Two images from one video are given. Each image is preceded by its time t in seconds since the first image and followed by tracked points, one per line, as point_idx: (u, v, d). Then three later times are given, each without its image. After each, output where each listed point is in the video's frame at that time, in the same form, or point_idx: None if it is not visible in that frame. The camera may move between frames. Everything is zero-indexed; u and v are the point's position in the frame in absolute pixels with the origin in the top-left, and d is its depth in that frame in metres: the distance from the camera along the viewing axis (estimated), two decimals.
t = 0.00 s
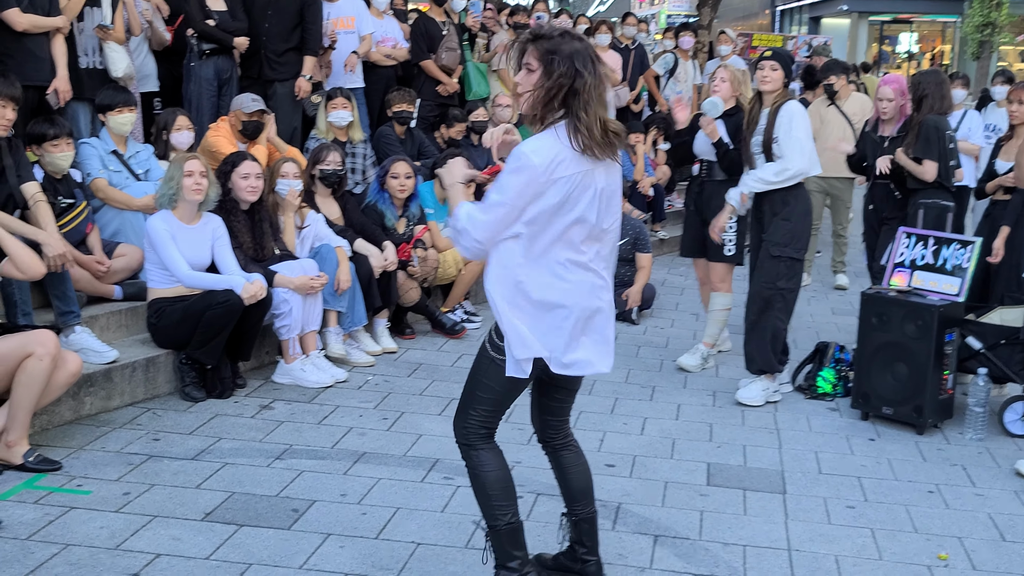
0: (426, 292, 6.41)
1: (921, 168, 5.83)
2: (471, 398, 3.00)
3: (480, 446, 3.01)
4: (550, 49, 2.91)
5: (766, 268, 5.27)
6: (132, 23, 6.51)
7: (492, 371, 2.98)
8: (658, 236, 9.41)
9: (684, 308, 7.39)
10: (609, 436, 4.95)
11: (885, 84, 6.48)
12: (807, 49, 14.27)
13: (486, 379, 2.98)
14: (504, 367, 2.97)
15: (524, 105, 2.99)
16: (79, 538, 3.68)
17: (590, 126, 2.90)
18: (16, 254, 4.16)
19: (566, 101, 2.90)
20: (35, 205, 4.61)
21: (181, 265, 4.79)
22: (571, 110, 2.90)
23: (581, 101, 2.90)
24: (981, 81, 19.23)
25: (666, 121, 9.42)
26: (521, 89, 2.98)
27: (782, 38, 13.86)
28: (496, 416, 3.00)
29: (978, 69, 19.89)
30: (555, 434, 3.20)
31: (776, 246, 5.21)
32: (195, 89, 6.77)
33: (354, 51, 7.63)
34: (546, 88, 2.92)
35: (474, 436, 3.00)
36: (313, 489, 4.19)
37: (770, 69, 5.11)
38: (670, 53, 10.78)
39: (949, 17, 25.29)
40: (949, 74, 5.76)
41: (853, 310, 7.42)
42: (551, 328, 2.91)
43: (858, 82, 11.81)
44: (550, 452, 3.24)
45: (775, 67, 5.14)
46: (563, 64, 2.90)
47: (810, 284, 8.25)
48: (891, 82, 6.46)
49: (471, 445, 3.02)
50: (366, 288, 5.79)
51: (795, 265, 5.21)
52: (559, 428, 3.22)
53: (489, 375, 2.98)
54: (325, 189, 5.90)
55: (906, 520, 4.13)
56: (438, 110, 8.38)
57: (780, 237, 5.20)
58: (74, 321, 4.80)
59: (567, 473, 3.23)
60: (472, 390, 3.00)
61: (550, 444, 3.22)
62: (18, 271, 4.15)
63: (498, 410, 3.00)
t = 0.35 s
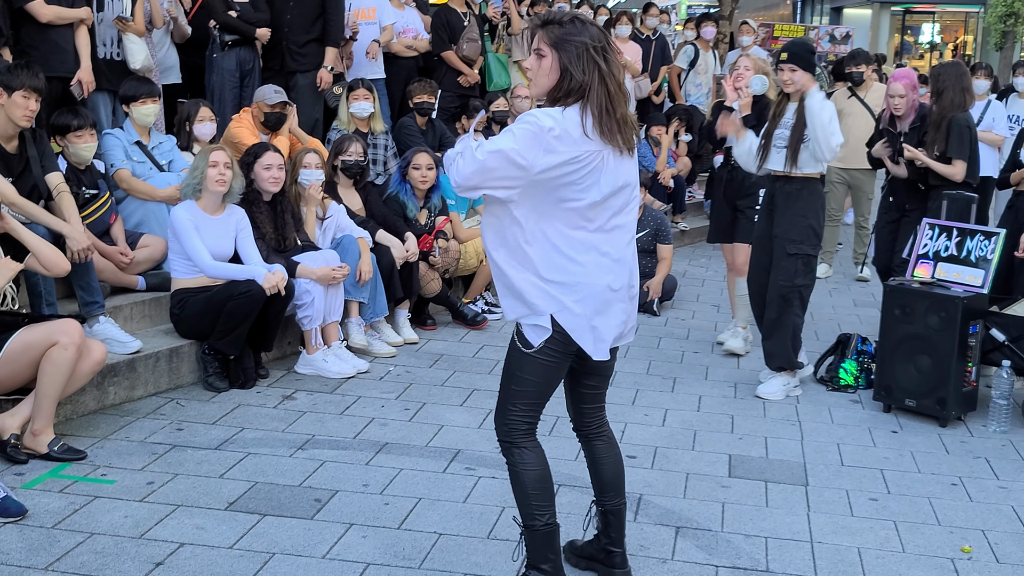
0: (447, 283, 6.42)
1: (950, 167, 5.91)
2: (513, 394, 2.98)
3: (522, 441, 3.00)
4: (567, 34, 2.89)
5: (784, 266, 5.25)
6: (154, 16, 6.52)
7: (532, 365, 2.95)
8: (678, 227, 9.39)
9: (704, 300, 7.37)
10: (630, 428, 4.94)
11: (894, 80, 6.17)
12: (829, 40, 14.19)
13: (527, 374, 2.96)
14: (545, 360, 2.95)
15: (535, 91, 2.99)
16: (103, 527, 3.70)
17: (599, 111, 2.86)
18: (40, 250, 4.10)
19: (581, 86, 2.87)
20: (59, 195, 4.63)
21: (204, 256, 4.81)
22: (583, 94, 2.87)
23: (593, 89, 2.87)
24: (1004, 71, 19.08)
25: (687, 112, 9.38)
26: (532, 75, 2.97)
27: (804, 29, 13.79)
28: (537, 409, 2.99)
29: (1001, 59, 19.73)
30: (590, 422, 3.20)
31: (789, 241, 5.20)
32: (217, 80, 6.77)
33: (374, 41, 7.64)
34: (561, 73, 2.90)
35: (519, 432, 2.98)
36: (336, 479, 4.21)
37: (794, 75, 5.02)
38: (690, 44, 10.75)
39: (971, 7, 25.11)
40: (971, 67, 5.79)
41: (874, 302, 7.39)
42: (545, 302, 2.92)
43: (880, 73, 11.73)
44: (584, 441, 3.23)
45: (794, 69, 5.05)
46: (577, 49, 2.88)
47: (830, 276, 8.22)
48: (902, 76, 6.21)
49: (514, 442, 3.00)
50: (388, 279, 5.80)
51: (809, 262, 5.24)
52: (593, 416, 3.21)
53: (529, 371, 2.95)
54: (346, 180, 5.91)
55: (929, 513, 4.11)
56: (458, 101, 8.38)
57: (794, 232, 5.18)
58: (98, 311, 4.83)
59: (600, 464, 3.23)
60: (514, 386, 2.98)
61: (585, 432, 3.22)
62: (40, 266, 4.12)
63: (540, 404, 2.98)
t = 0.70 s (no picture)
0: (462, 278, 6.42)
1: (973, 162, 5.88)
2: (505, 394, 3.00)
3: (513, 439, 3.01)
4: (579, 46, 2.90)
5: (799, 263, 5.23)
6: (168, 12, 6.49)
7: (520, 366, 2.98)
8: (693, 222, 9.38)
9: (719, 295, 7.36)
10: (645, 422, 4.94)
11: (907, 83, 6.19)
12: (845, 34, 14.14)
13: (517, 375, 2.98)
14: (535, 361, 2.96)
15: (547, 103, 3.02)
16: (120, 520, 3.72)
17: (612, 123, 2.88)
18: (64, 253, 4.21)
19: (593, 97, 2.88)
20: (75, 189, 4.65)
21: (220, 249, 4.82)
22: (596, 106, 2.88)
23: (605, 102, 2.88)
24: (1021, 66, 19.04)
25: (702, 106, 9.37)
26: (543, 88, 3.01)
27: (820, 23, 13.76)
28: (528, 410, 3.00)
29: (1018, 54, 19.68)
30: (586, 417, 3.22)
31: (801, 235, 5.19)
32: (233, 74, 6.79)
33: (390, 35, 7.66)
34: (570, 85, 2.91)
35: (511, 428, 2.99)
36: (351, 472, 4.22)
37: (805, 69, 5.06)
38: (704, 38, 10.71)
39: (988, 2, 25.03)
40: (987, 60, 5.86)
41: (890, 297, 7.36)
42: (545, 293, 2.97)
43: (896, 67, 11.66)
44: (581, 437, 3.25)
45: (809, 63, 5.09)
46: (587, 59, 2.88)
47: (845, 271, 8.19)
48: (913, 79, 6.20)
49: (505, 440, 3.01)
50: (402, 273, 5.82)
51: (828, 258, 5.19)
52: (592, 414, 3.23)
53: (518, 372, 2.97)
54: (361, 174, 5.92)
55: (945, 508, 4.10)
56: (473, 95, 8.38)
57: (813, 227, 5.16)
58: (115, 305, 4.85)
59: (599, 457, 3.23)
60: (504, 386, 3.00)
61: (580, 429, 3.24)
62: (59, 269, 4.24)
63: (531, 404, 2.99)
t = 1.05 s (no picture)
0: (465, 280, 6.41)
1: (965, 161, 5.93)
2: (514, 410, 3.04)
3: (512, 458, 3.03)
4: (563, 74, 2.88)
5: (791, 266, 5.26)
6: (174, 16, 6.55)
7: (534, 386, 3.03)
8: (696, 224, 9.37)
9: (722, 297, 7.36)
10: (648, 424, 4.94)
11: (912, 83, 6.12)
12: (849, 36, 14.14)
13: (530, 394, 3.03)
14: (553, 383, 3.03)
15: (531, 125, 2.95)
16: (123, 521, 3.72)
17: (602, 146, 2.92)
18: (71, 244, 4.24)
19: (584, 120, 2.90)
20: (79, 191, 4.65)
21: (226, 249, 4.82)
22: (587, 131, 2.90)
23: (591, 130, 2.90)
24: None
25: (706, 108, 9.37)
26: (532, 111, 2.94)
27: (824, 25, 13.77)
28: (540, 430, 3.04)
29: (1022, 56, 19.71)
30: (597, 415, 3.50)
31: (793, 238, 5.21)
32: (237, 76, 6.80)
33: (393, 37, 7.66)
34: (568, 116, 2.90)
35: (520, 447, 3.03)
36: (354, 474, 4.22)
37: (796, 62, 5.01)
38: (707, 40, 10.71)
39: (992, 4, 25.03)
40: (994, 61, 5.74)
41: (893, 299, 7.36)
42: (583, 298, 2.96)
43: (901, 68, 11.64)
44: (596, 429, 3.54)
45: (799, 56, 5.04)
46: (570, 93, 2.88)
47: (849, 272, 8.18)
48: (920, 80, 6.11)
49: (502, 457, 3.04)
50: (406, 275, 5.82)
51: (819, 260, 5.21)
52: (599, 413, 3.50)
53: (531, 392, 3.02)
54: (365, 176, 5.92)
55: (948, 511, 4.10)
56: (477, 97, 8.38)
57: (807, 228, 5.18)
58: (119, 306, 4.85)
59: (621, 438, 3.59)
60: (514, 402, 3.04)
61: (593, 424, 3.52)
62: (67, 259, 4.26)
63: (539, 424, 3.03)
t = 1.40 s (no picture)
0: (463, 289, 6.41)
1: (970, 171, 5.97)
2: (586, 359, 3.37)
3: (590, 406, 3.36)
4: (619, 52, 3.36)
5: (760, 271, 5.19)
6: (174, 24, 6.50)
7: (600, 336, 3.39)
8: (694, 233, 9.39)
9: (720, 307, 7.37)
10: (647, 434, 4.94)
11: (916, 83, 5.98)
12: (846, 47, 14.18)
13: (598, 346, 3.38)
14: (615, 330, 3.38)
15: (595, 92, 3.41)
16: (121, 531, 3.72)
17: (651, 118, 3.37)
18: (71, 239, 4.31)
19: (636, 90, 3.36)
20: (78, 201, 4.64)
21: (224, 259, 4.82)
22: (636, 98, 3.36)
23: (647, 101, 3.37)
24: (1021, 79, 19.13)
25: (704, 119, 9.40)
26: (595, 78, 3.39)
27: (821, 36, 13.81)
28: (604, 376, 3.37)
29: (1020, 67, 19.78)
30: (643, 385, 3.72)
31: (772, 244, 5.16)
32: (236, 86, 6.84)
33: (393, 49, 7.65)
34: (624, 84, 3.35)
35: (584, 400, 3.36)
36: (351, 484, 4.22)
37: (766, 75, 5.06)
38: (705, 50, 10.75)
39: (989, 14, 25.13)
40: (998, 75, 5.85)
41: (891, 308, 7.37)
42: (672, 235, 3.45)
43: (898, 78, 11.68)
44: (638, 402, 3.76)
45: (768, 70, 5.10)
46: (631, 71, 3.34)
47: (846, 282, 8.20)
48: (926, 81, 5.99)
49: (581, 405, 3.37)
50: (404, 284, 5.83)
51: (788, 269, 5.15)
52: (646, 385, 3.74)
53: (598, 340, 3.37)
54: (363, 186, 5.93)
55: (946, 521, 4.10)
56: (476, 107, 8.40)
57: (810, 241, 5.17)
58: (117, 316, 4.85)
59: (656, 419, 3.76)
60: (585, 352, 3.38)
61: (639, 396, 3.74)
62: (69, 254, 4.32)
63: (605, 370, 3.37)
